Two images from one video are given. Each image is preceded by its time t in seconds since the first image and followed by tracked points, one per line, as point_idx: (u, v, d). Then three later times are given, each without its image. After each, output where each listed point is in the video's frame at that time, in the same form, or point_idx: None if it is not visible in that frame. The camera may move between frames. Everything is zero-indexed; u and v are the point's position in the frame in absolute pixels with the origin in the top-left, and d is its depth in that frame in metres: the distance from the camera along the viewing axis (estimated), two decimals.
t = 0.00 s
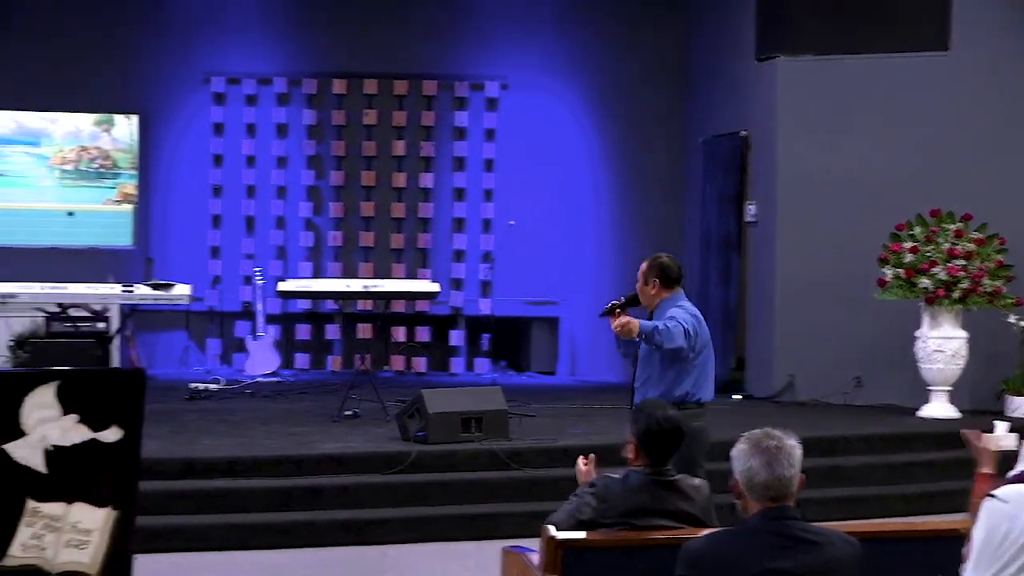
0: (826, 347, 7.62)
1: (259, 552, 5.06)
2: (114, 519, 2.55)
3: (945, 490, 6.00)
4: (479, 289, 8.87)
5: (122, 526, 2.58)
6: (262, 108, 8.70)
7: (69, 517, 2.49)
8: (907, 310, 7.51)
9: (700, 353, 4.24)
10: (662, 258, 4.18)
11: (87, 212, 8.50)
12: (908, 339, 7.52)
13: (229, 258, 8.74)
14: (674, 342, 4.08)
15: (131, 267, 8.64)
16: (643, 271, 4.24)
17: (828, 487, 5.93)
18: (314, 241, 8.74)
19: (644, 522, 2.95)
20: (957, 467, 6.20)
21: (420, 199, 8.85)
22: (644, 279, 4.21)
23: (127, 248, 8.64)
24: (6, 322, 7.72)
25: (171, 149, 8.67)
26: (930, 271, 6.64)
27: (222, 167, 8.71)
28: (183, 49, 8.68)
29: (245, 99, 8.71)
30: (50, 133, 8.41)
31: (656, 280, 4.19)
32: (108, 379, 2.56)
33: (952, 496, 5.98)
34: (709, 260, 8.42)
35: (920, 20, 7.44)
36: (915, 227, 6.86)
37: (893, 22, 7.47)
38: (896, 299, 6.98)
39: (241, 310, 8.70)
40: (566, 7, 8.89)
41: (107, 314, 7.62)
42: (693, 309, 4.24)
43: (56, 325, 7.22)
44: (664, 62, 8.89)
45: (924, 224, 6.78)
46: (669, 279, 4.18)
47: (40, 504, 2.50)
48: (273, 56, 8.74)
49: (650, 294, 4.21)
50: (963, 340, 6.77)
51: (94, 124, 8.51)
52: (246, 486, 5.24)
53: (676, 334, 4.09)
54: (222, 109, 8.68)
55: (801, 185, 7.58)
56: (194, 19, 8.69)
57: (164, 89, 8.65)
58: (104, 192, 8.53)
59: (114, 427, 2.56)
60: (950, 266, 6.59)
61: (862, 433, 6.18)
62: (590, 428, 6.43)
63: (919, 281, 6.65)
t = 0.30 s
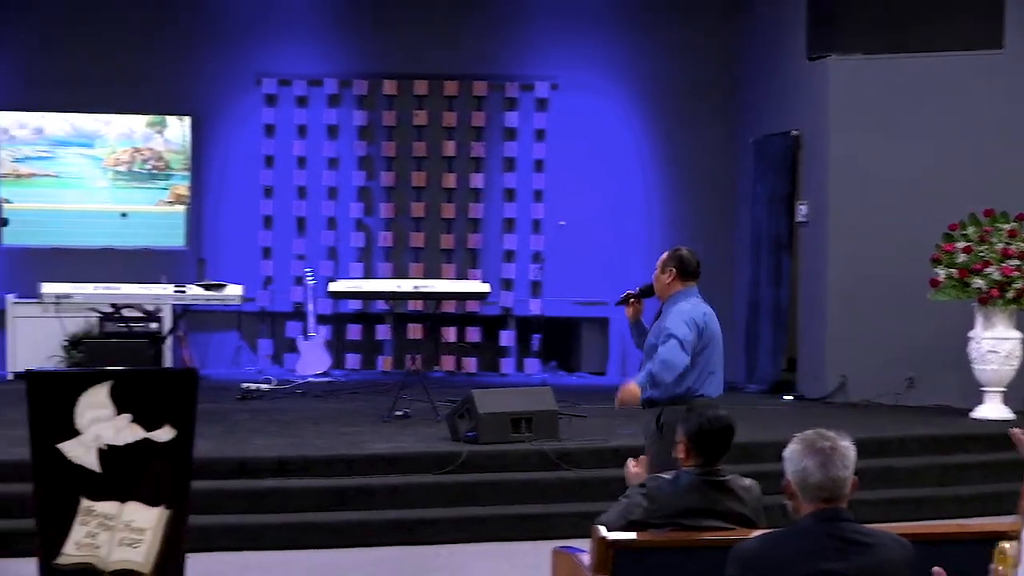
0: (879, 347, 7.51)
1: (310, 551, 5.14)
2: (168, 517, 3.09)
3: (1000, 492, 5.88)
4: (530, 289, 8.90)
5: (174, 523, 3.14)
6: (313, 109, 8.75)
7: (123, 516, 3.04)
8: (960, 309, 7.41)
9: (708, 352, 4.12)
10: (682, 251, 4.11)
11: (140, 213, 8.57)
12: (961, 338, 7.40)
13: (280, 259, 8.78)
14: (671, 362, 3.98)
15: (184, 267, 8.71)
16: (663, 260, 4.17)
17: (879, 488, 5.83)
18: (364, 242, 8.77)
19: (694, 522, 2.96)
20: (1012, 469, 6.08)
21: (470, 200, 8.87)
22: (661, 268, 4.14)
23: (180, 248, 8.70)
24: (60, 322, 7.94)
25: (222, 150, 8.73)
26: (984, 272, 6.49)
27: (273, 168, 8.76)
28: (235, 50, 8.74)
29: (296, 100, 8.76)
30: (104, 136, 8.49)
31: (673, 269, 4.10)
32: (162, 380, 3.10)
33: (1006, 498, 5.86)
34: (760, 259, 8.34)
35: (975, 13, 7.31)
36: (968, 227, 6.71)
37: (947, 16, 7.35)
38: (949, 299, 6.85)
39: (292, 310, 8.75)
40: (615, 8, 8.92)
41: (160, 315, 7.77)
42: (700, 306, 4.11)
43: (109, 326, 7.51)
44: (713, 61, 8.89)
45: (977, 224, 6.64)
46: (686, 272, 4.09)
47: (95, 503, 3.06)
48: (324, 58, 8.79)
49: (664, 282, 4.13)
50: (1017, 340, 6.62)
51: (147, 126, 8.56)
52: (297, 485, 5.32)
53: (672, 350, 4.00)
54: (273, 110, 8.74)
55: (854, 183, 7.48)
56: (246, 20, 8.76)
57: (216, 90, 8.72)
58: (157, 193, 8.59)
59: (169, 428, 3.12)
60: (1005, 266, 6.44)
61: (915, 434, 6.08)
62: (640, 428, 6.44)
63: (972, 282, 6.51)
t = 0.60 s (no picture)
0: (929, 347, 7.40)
1: (359, 551, 5.18)
2: (213, 515, 3.05)
3: None
4: (576, 290, 8.93)
5: (223, 522, 3.15)
6: (360, 110, 8.83)
7: (172, 515, 3.03)
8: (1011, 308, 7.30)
9: (720, 352, 4.11)
10: (696, 252, 4.13)
11: (190, 214, 8.60)
12: (1014, 338, 7.28)
13: (328, 259, 8.87)
14: (677, 369, 4.02)
15: (232, 268, 8.76)
16: (677, 262, 4.19)
17: (928, 490, 5.74)
18: (411, 242, 8.85)
19: (741, 524, 2.95)
20: None
21: (517, 200, 8.90)
22: (676, 269, 4.17)
23: (228, 249, 8.74)
24: (110, 321, 8.15)
25: (269, 150, 8.80)
26: None
27: (320, 169, 8.85)
28: (284, 51, 8.80)
29: (344, 101, 8.84)
30: (153, 137, 8.51)
31: (686, 270, 4.12)
32: (210, 379, 3.10)
33: None
34: (808, 258, 8.23)
35: None
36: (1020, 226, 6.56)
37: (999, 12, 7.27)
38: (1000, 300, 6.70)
39: (339, 311, 8.85)
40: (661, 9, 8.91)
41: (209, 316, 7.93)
42: (711, 307, 4.11)
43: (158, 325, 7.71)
44: (760, 62, 8.87)
45: None
46: (700, 272, 4.10)
47: (144, 502, 3.07)
48: (371, 59, 8.85)
49: (678, 283, 4.15)
50: None
51: (196, 127, 8.59)
52: (345, 486, 5.37)
53: (677, 357, 4.04)
54: (320, 111, 8.82)
55: (902, 183, 7.40)
56: (295, 20, 8.81)
57: (264, 92, 8.79)
58: (205, 194, 8.62)
59: (216, 426, 3.13)
60: None
61: (966, 435, 6.00)
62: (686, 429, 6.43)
63: None
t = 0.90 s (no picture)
0: (983, 348, 7.25)
1: (407, 551, 5.20)
2: (264, 516, 2.95)
3: None
4: (625, 290, 8.91)
5: (275, 522, 3.04)
6: (409, 111, 8.85)
7: (223, 514, 2.93)
8: None
9: (737, 355, 4.10)
10: (719, 255, 4.15)
11: (240, 214, 8.73)
12: None
13: (377, 260, 8.91)
14: (690, 367, 4.03)
15: (282, 268, 8.83)
16: (700, 265, 4.21)
17: (981, 492, 5.64)
18: (460, 243, 8.87)
19: (791, 526, 2.90)
20: None
21: (566, 200, 8.90)
22: (700, 272, 4.19)
23: (277, 250, 8.84)
24: (161, 321, 8.34)
25: (319, 151, 8.86)
26: None
27: (370, 170, 8.88)
28: (332, 52, 8.86)
29: (392, 102, 8.87)
30: (203, 138, 8.64)
31: (710, 273, 4.14)
32: (261, 379, 2.95)
33: None
34: (858, 258, 8.14)
35: None
36: None
37: None
38: None
39: (389, 311, 8.91)
40: (710, 9, 8.89)
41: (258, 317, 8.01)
42: (732, 310, 4.10)
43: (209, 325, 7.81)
44: (810, 62, 8.85)
45: None
46: (724, 276, 4.12)
47: (195, 501, 2.97)
48: (419, 59, 8.90)
49: (702, 287, 4.17)
50: None
51: (246, 128, 8.72)
52: (393, 487, 5.41)
53: (693, 354, 4.05)
54: (370, 111, 8.86)
55: (955, 183, 7.28)
56: (344, 21, 8.87)
57: (313, 92, 8.85)
58: (255, 195, 8.75)
59: (266, 426, 2.99)
60: None
61: (1019, 438, 5.89)
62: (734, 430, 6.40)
63: None
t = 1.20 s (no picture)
0: None
1: (462, 551, 5.07)
2: (320, 516, 2.91)
3: None
4: (680, 290, 8.62)
5: (329, 524, 2.94)
6: (463, 111, 8.49)
7: (278, 513, 2.88)
8: None
9: (769, 349, 3.91)
10: (743, 253, 3.98)
11: (294, 215, 8.29)
12: None
13: (431, 261, 8.52)
14: (733, 366, 3.80)
15: (337, 269, 8.38)
16: (723, 264, 4.04)
17: None
18: (514, 243, 8.55)
19: (850, 528, 2.73)
20: None
21: (620, 200, 8.62)
22: (723, 270, 4.03)
23: (332, 251, 8.39)
24: (217, 322, 7.83)
25: (372, 150, 8.45)
26: None
27: (423, 170, 8.49)
28: (389, 52, 8.46)
29: (446, 103, 8.50)
30: (258, 139, 8.21)
31: (733, 271, 3.97)
32: (313, 379, 2.85)
33: None
34: (915, 258, 7.86)
35: None
36: None
37: None
38: None
39: (443, 312, 8.53)
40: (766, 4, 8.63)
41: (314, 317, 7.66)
42: (759, 304, 3.90)
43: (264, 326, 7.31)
44: (865, 59, 8.59)
45: None
46: (748, 272, 3.95)
47: (250, 501, 2.90)
48: (472, 59, 8.53)
49: (726, 285, 4.00)
50: None
51: (301, 129, 8.30)
52: (447, 486, 5.29)
53: (734, 353, 3.81)
54: (424, 113, 8.46)
55: (1009, 185, 7.14)
56: (394, 17, 8.46)
57: (363, 90, 8.43)
58: (311, 196, 8.31)
59: (321, 426, 2.89)
60: None
61: None
62: (792, 431, 6.20)
63: None
